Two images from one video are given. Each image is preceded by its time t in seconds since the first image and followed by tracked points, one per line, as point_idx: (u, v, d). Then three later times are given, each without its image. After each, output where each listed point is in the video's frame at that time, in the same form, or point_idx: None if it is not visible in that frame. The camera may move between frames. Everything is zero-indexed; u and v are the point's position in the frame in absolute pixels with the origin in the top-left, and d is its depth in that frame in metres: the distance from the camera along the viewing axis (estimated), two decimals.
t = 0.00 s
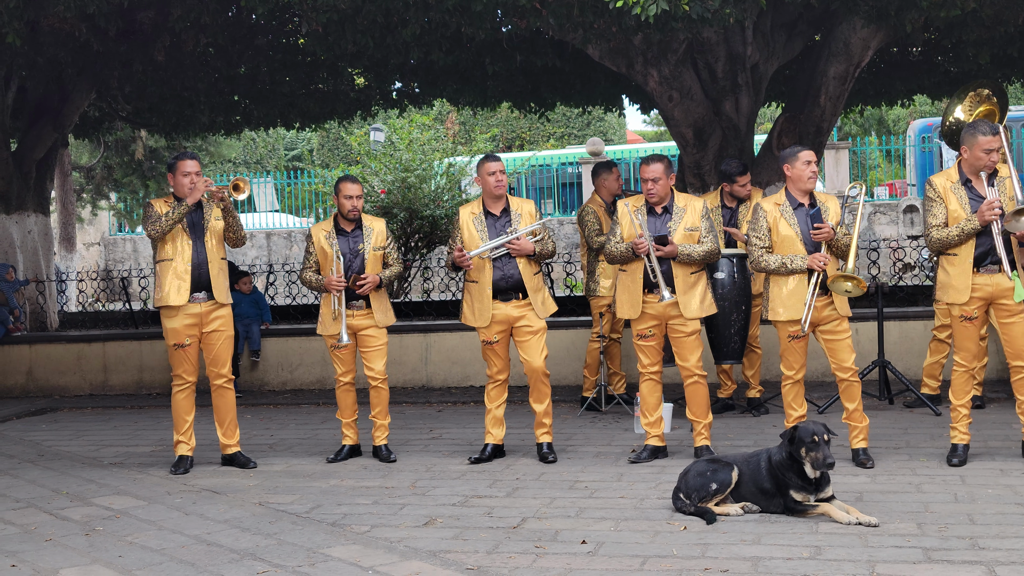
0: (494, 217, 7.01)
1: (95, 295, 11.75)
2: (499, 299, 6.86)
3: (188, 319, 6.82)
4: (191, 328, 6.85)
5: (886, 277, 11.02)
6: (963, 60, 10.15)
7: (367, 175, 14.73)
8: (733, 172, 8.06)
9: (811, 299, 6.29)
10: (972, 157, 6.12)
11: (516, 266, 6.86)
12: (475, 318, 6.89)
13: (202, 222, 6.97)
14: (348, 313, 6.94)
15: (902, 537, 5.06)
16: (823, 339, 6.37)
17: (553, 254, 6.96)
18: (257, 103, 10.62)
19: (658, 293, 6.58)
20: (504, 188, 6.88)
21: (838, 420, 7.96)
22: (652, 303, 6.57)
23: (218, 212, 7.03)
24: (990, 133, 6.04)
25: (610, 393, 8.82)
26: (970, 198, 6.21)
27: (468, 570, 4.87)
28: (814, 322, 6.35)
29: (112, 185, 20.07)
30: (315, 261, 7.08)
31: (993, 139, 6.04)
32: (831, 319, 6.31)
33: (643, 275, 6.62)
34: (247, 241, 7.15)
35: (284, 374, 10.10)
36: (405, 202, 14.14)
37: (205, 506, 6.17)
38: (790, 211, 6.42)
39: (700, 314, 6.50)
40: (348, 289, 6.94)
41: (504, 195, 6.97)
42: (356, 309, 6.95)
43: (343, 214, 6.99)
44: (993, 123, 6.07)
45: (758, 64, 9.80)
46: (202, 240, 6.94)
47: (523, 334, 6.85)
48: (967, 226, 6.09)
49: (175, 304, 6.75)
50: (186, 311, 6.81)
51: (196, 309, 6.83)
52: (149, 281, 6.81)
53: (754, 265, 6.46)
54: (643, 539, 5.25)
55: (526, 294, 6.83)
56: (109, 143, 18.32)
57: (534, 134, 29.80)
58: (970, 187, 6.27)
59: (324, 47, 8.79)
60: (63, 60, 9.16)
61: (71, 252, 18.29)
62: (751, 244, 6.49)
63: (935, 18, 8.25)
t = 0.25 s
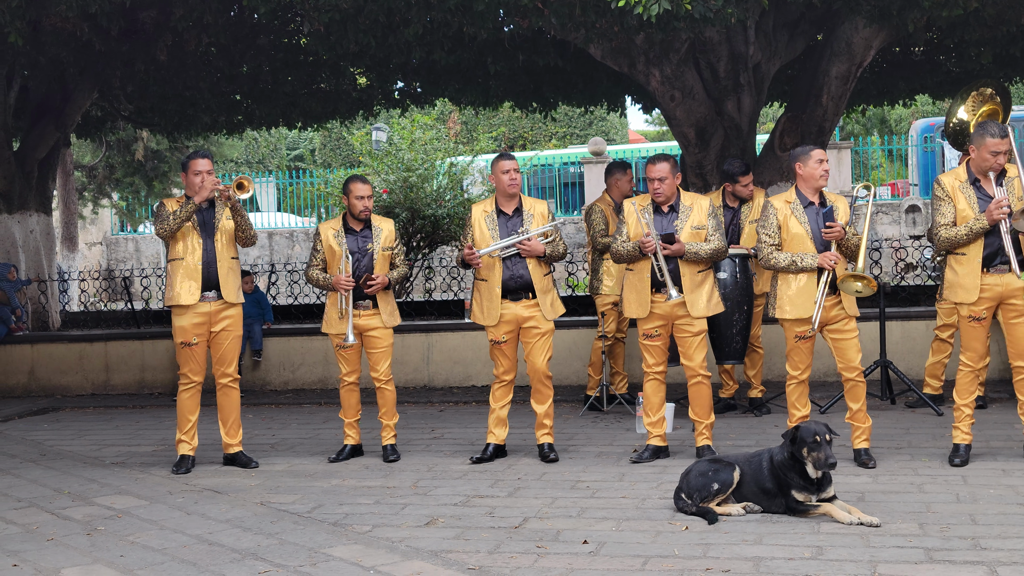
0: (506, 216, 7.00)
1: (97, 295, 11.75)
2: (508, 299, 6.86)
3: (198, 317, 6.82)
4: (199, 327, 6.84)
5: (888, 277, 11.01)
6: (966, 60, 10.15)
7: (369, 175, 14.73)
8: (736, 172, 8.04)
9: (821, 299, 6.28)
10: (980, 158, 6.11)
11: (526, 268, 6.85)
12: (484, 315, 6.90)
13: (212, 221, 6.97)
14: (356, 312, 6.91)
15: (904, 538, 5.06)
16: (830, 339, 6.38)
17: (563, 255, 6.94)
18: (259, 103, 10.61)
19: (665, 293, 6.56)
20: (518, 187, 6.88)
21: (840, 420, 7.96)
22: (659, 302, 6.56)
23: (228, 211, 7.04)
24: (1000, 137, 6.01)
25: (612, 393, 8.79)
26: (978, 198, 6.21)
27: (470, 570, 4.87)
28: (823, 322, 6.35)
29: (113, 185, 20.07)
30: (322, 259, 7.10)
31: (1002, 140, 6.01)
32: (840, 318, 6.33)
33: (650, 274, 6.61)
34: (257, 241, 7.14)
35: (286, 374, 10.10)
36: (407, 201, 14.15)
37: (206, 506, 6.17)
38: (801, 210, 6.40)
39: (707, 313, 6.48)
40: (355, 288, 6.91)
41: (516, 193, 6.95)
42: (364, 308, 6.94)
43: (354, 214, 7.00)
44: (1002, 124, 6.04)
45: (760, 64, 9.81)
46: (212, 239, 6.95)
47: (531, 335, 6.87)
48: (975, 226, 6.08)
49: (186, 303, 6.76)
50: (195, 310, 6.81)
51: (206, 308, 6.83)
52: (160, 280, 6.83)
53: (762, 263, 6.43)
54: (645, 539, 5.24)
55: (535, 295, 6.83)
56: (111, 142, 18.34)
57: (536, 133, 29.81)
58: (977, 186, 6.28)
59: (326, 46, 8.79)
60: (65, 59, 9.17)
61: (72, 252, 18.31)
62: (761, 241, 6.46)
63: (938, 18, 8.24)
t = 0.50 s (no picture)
0: (519, 215, 6.99)
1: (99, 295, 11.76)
2: (517, 297, 6.85)
3: (205, 316, 6.82)
4: (206, 326, 6.84)
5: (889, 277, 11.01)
6: (968, 60, 10.14)
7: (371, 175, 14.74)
8: (737, 172, 8.03)
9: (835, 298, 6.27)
10: (991, 159, 6.11)
11: (536, 267, 6.84)
12: (493, 310, 6.91)
13: (222, 221, 6.97)
14: (365, 312, 6.92)
15: (906, 538, 5.05)
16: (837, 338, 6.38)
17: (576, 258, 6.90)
18: (260, 103, 10.62)
19: (676, 292, 6.57)
20: (534, 186, 6.86)
21: (842, 420, 7.95)
22: (670, 301, 6.57)
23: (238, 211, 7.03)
24: (1010, 138, 5.97)
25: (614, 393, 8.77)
26: (987, 198, 6.22)
27: (471, 571, 4.87)
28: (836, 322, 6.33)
29: (114, 185, 20.10)
30: (335, 257, 7.13)
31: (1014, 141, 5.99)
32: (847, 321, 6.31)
33: (661, 273, 6.60)
34: (266, 241, 7.15)
35: (288, 374, 10.10)
36: (408, 201, 14.16)
37: (208, 506, 6.17)
38: (816, 207, 6.40)
39: (716, 313, 6.49)
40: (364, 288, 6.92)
41: (533, 193, 6.94)
42: (374, 309, 6.94)
43: (369, 213, 7.00)
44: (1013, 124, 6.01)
45: (761, 64, 9.80)
46: (221, 239, 6.95)
47: (539, 334, 6.89)
48: (983, 226, 6.11)
49: (194, 303, 6.76)
50: (203, 309, 6.81)
51: (214, 308, 6.83)
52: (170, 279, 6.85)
53: (778, 260, 6.43)
54: (647, 539, 5.24)
55: (545, 295, 6.82)
56: (112, 143, 18.36)
57: (538, 134, 29.80)
58: (988, 188, 6.28)
59: (328, 47, 8.79)
60: (67, 59, 9.18)
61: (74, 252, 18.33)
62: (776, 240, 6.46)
63: (940, 18, 8.24)
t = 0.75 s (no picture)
0: (526, 215, 7.01)
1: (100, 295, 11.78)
2: (519, 297, 6.86)
3: (211, 315, 6.81)
4: (211, 325, 6.83)
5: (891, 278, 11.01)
6: (970, 60, 10.14)
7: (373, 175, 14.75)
8: (740, 171, 8.06)
9: (848, 297, 6.27)
10: (996, 161, 6.11)
11: (539, 266, 6.84)
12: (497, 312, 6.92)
13: (229, 222, 6.96)
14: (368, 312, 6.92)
15: (907, 539, 5.05)
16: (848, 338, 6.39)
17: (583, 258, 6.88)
18: (262, 103, 10.63)
19: (682, 293, 6.57)
20: (541, 186, 6.86)
21: (844, 421, 7.96)
22: (677, 302, 6.57)
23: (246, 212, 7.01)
24: (1016, 139, 6.01)
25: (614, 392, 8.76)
26: (992, 198, 6.22)
27: (473, 571, 4.87)
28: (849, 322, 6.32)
29: (116, 185, 20.11)
30: (345, 257, 7.15)
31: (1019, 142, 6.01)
32: (859, 323, 6.32)
33: (668, 275, 6.61)
34: (274, 240, 7.11)
35: (289, 374, 10.11)
36: (410, 201, 14.16)
37: (209, 506, 6.18)
38: (831, 208, 6.41)
39: (724, 316, 6.48)
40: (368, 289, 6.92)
41: (541, 194, 6.95)
42: (376, 309, 6.95)
43: (376, 214, 7.01)
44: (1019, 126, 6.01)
45: (763, 65, 9.78)
46: (228, 240, 6.94)
47: (541, 334, 6.89)
48: (985, 227, 6.15)
49: (200, 302, 6.77)
50: (209, 308, 6.80)
51: (220, 307, 6.82)
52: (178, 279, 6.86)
53: (792, 261, 6.44)
54: (648, 540, 5.24)
55: (547, 296, 6.81)
56: (114, 143, 18.39)
57: (539, 134, 29.80)
58: (994, 187, 6.26)
59: (329, 47, 8.79)
60: (69, 60, 9.19)
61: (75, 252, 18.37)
62: (790, 241, 6.46)
63: (942, 18, 8.23)
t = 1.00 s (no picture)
0: (527, 215, 7.01)
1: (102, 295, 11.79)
2: (519, 299, 6.86)
3: (213, 315, 6.81)
4: (214, 324, 6.83)
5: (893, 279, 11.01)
6: (972, 61, 10.14)
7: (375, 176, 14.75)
8: (740, 170, 8.07)
9: (851, 297, 6.28)
10: (995, 162, 6.12)
11: (538, 267, 6.84)
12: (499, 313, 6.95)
13: (233, 222, 6.96)
14: (369, 313, 6.94)
15: (909, 539, 5.05)
16: (856, 338, 6.38)
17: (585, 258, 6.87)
18: (264, 103, 10.64)
19: (684, 294, 6.58)
20: (542, 187, 6.86)
21: (846, 421, 7.96)
22: (679, 303, 6.57)
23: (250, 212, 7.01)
24: (1013, 139, 6.02)
25: (618, 394, 8.79)
26: (992, 199, 6.24)
27: (475, 571, 4.87)
28: (855, 322, 6.32)
29: (118, 186, 20.13)
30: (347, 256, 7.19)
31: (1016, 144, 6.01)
32: (868, 323, 6.31)
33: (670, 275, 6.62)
34: (278, 241, 7.10)
35: (291, 374, 10.11)
36: (412, 202, 14.17)
37: (211, 506, 6.18)
38: (835, 210, 6.41)
39: (724, 318, 6.47)
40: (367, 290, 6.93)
41: (543, 194, 6.95)
42: (376, 310, 6.96)
43: (375, 216, 7.02)
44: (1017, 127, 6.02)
45: (765, 65, 9.77)
46: (231, 240, 6.95)
47: (541, 337, 6.87)
48: (982, 227, 6.19)
49: (202, 302, 6.77)
50: (212, 307, 6.81)
51: (222, 307, 6.83)
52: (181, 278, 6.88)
53: (797, 262, 6.46)
54: (650, 540, 5.24)
55: (546, 298, 6.80)
56: (115, 143, 18.41)
57: (541, 134, 29.79)
58: (994, 187, 6.28)
59: (331, 47, 8.78)
60: (71, 60, 9.19)
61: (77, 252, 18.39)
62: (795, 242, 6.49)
63: (944, 19, 8.22)
